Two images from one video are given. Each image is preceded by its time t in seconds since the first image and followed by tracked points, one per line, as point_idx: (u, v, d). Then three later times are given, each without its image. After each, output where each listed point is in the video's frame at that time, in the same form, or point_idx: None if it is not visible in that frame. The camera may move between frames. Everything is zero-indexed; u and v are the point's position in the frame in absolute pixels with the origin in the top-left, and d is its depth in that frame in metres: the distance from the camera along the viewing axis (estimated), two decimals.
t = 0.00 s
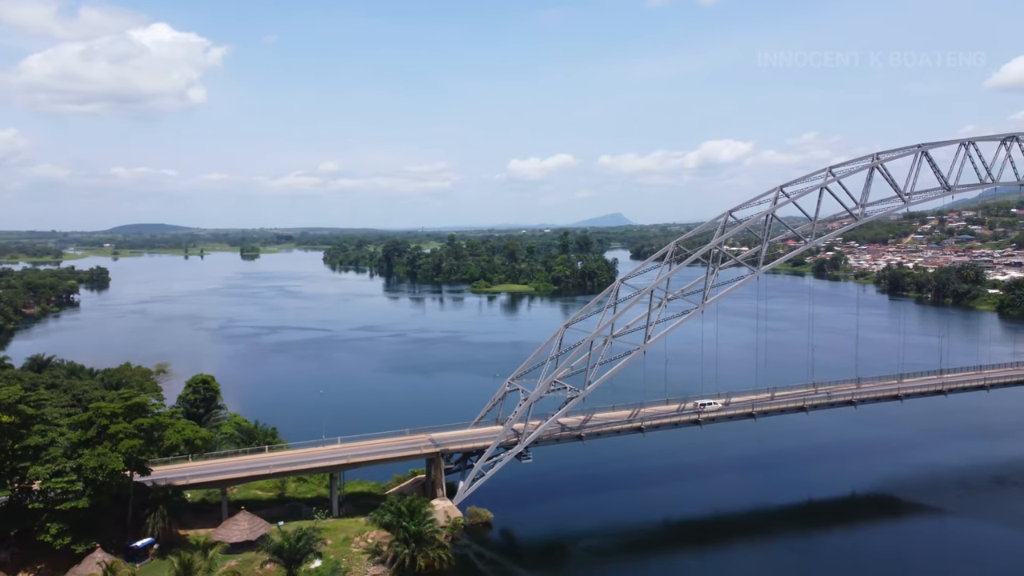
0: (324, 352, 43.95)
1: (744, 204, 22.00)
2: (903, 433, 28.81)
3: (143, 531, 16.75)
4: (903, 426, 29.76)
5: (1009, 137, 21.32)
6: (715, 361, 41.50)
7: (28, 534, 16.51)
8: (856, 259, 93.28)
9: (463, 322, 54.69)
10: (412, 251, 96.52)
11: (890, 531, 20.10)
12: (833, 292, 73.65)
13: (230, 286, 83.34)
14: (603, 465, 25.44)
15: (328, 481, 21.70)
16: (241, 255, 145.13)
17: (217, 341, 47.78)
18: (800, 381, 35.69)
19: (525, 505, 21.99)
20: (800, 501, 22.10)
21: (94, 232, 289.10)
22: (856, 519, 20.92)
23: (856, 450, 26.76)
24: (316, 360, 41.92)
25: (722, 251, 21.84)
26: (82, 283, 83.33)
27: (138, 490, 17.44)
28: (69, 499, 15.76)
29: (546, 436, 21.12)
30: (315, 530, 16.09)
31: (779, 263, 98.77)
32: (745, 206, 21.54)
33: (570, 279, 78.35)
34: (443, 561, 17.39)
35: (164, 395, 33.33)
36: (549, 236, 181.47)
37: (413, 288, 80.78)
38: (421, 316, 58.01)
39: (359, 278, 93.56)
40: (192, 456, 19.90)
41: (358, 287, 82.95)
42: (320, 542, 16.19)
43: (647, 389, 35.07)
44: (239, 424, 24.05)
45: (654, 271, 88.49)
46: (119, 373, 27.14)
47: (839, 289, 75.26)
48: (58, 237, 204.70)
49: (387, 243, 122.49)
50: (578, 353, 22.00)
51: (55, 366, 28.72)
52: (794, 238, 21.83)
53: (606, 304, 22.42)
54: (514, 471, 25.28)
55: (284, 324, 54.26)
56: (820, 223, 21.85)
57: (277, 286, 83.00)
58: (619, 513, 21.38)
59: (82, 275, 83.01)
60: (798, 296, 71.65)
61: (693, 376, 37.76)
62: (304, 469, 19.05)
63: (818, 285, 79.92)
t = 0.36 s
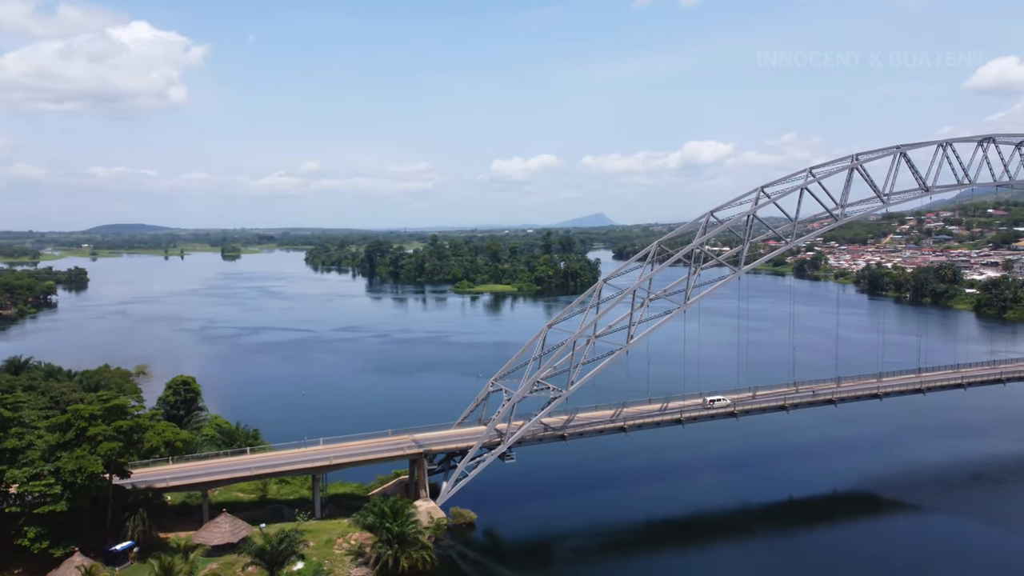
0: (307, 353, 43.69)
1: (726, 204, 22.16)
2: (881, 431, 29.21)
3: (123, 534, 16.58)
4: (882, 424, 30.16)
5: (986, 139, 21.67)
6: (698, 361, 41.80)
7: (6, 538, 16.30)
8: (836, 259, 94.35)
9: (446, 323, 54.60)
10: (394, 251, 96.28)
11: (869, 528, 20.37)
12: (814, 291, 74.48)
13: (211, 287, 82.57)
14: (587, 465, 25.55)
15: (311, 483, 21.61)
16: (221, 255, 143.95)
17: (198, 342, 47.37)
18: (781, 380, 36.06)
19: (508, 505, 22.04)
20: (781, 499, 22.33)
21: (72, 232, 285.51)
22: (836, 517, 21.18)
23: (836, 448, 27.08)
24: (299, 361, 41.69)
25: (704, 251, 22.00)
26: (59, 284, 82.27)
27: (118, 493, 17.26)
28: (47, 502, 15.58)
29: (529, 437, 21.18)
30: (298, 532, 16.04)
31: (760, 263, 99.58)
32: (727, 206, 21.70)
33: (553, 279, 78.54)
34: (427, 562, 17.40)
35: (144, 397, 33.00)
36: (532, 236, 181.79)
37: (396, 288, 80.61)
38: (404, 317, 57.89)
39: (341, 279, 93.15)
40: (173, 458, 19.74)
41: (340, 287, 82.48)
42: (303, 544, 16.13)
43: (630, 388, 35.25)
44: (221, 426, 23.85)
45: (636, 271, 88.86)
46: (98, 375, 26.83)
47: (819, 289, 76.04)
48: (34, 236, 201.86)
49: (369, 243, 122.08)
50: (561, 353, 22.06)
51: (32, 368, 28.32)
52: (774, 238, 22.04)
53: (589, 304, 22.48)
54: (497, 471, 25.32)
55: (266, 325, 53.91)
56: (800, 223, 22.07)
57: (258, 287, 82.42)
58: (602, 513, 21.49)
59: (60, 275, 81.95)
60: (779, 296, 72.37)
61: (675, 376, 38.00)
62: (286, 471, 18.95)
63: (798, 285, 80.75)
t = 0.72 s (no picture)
0: (288, 354, 43.43)
1: (707, 205, 22.29)
2: (861, 429, 29.59)
3: (102, 538, 16.41)
4: (861, 422, 30.56)
5: (962, 141, 22.01)
6: (680, 360, 42.10)
7: None
8: (816, 259, 95.37)
9: (429, 323, 54.50)
10: (377, 251, 95.93)
11: (848, 525, 20.64)
12: (794, 291, 75.30)
13: (190, 288, 81.80)
14: (570, 465, 25.67)
15: (293, 484, 21.52)
16: (202, 255, 142.85)
17: (178, 343, 46.96)
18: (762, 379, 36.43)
19: (492, 505, 22.10)
20: (761, 497, 22.57)
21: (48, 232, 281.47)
22: (816, 514, 21.46)
23: (816, 446, 27.41)
24: (280, 362, 41.45)
25: (686, 252, 22.13)
26: (36, 285, 81.07)
27: (96, 496, 17.06)
28: (24, 506, 15.38)
29: (512, 437, 21.21)
30: (280, 534, 15.98)
31: (741, 263, 100.38)
32: (708, 207, 21.83)
33: (536, 280, 78.68)
34: (409, 563, 17.37)
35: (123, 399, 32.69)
36: (515, 237, 182.03)
37: (379, 289, 80.19)
38: (387, 317, 57.75)
39: (323, 279, 92.67)
40: (153, 461, 19.58)
41: (322, 287, 82.04)
42: (285, 546, 16.07)
43: (613, 388, 35.42)
44: (201, 428, 23.65)
45: (619, 271, 89.24)
46: (76, 377, 26.50)
47: (800, 289, 76.76)
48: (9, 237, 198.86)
49: (351, 243, 121.48)
50: (544, 353, 22.11)
51: (9, 369, 27.94)
52: (756, 238, 22.19)
53: (571, 305, 22.50)
54: (480, 471, 25.36)
55: (247, 326, 53.50)
56: (780, 224, 22.26)
57: (239, 287, 81.75)
58: (585, 512, 21.60)
59: (36, 276, 80.77)
60: (760, 295, 73.10)
61: (658, 376, 38.25)
62: (268, 473, 18.87)
63: (779, 285, 81.51)
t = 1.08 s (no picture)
0: (269, 355, 43.11)
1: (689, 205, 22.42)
2: (840, 427, 29.95)
3: (80, 542, 16.23)
4: (840, 421, 30.92)
5: (939, 143, 22.36)
6: (661, 360, 42.35)
7: None
8: (796, 259, 96.29)
9: (412, 323, 54.37)
10: (359, 252, 95.48)
11: (828, 523, 20.90)
12: (774, 290, 76.02)
13: (169, 289, 80.90)
14: (553, 465, 25.75)
15: (274, 486, 21.40)
16: (181, 256, 141.28)
17: (157, 344, 46.45)
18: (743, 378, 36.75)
19: (475, 506, 22.12)
20: (742, 496, 22.78)
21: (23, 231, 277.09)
22: (796, 513, 21.70)
23: (796, 445, 27.70)
24: (262, 363, 41.16)
25: (667, 252, 22.25)
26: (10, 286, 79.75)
27: (74, 500, 16.86)
28: None
29: (494, 437, 21.23)
30: (261, 536, 15.92)
31: (722, 263, 101.09)
32: (690, 207, 21.97)
33: (518, 280, 78.71)
34: (391, 564, 17.35)
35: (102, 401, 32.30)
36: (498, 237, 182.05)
37: (361, 289, 79.81)
38: (369, 317, 57.52)
39: (305, 280, 92.05)
40: (132, 463, 19.38)
41: (303, 288, 81.50)
42: (266, 549, 16.00)
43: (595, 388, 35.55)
44: (181, 429, 23.40)
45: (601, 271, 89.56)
46: (53, 379, 26.11)
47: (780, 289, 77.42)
48: None
49: (333, 243, 120.83)
50: (526, 353, 22.14)
51: None
52: (737, 238, 22.37)
53: (553, 305, 22.53)
54: (463, 471, 25.37)
55: (227, 327, 53.04)
56: (761, 224, 22.45)
57: (219, 288, 80.98)
58: (568, 512, 21.69)
59: (11, 277, 79.47)
60: (741, 296, 73.69)
61: (640, 376, 38.46)
62: (249, 475, 18.75)
63: (760, 285, 82.17)
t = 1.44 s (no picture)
0: (250, 356, 42.78)
1: (670, 205, 22.53)
2: (819, 426, 30.30)
3: (57, 546, 16.03)
4: (820, 419, 31.28)
5: (916, 143, 22.69)
6: (643, 360, 42.59)
7: None
8: (776, 259, 97.16)
9: (394, 324, 54.21)
10: (340, 252, 94.94)
11: (807, 521, 21.15)
12: (754, 290, 76.76)
13: (148, 289, 79.97)
14: (535, 465, 25.81)
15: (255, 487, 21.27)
16: (159, 256, 139.64)
17: (135, 345, 45.91)
18: (724, 378, 37.06)
19: (458, 506, 22.11)
20: (723, 495, 22.97)
21: None
22: (776, 511, 21.93)
23: (776, 443, 27.99)
24: (242, 364, 40.85)
25: (649, 252, 22.35)
26: None
27: (51, 503, 16.65)
28: None
29: (477, 437, 21.24)
30: (241, 539, 15.83)
31: (703, 263, 101.79)
32: (671, 207, 22.07)
33: (500, 280, 78.69)
34: (373, 565, 17.30)
35: (79, 403, 31.88)
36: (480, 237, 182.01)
37: (343, 289, 79.41)
38: (351, 318, 57.25)
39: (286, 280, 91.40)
40: (111, 466, 19.18)
41: (284, 288, 80.92)
42: (247, 551, 15.93)
43: (578, 388, 35.68)
44: (160, 431, 23.16)
45: (583, 271, 89.87)
46: (29, 381, 25.58)
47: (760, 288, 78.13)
48: None
49: (314, 243, 120.06)
50: (509, 353, 22.16)
51: None
52: (717, 238, 22.50)
53: (536, 305, 22.55)
54: (446, 472, 25.35)
55: (207, 327, 52.53)
56: (742, 224, 22.61)
57: (198, 289, 80.13)
58: (551, 511, 21.76)
59: None
60: (721, 295, 74.25)
61: (622, 375, 38.66)
62: (230, 476, 18.62)
63: (741, 285, 82.83)
